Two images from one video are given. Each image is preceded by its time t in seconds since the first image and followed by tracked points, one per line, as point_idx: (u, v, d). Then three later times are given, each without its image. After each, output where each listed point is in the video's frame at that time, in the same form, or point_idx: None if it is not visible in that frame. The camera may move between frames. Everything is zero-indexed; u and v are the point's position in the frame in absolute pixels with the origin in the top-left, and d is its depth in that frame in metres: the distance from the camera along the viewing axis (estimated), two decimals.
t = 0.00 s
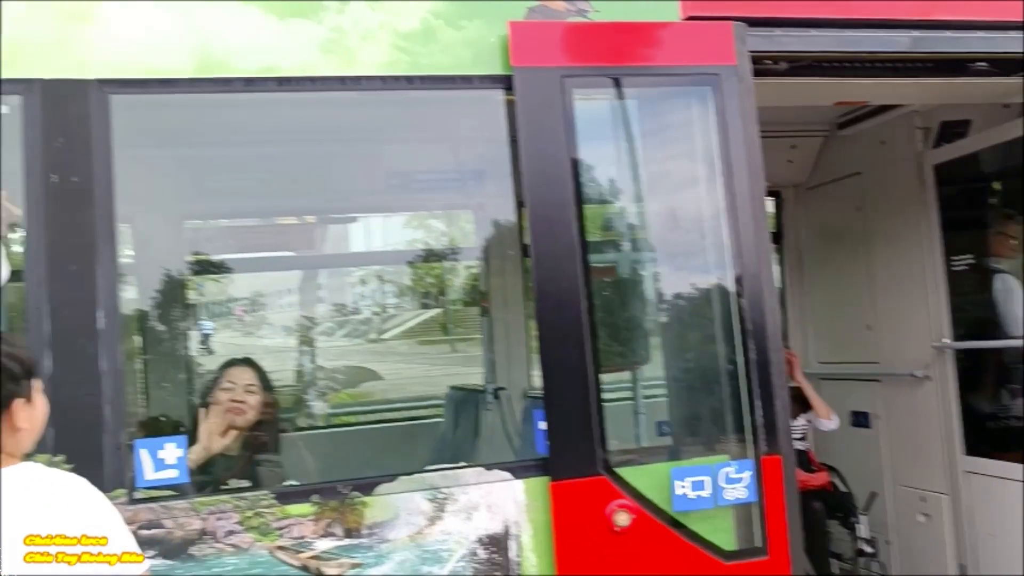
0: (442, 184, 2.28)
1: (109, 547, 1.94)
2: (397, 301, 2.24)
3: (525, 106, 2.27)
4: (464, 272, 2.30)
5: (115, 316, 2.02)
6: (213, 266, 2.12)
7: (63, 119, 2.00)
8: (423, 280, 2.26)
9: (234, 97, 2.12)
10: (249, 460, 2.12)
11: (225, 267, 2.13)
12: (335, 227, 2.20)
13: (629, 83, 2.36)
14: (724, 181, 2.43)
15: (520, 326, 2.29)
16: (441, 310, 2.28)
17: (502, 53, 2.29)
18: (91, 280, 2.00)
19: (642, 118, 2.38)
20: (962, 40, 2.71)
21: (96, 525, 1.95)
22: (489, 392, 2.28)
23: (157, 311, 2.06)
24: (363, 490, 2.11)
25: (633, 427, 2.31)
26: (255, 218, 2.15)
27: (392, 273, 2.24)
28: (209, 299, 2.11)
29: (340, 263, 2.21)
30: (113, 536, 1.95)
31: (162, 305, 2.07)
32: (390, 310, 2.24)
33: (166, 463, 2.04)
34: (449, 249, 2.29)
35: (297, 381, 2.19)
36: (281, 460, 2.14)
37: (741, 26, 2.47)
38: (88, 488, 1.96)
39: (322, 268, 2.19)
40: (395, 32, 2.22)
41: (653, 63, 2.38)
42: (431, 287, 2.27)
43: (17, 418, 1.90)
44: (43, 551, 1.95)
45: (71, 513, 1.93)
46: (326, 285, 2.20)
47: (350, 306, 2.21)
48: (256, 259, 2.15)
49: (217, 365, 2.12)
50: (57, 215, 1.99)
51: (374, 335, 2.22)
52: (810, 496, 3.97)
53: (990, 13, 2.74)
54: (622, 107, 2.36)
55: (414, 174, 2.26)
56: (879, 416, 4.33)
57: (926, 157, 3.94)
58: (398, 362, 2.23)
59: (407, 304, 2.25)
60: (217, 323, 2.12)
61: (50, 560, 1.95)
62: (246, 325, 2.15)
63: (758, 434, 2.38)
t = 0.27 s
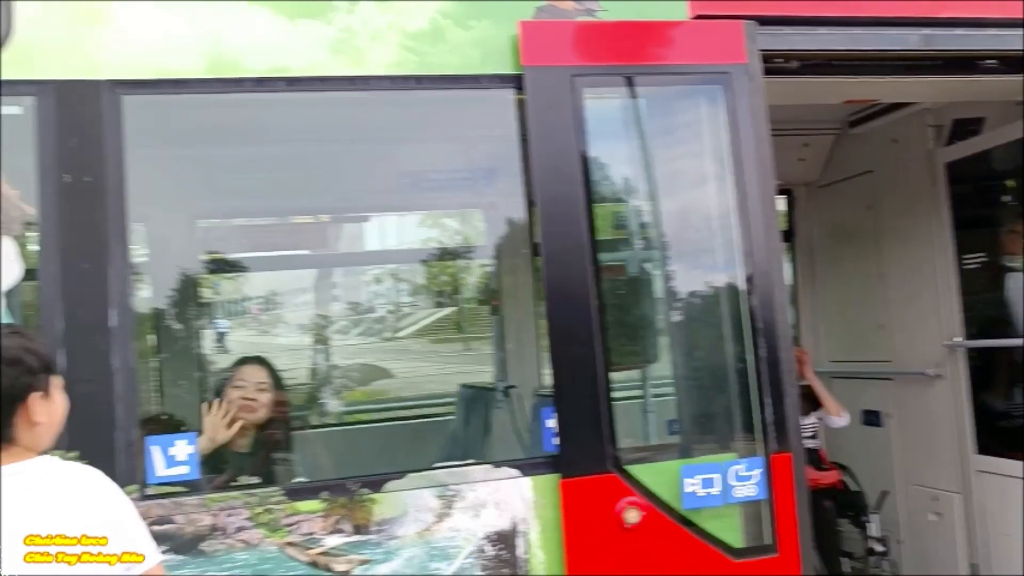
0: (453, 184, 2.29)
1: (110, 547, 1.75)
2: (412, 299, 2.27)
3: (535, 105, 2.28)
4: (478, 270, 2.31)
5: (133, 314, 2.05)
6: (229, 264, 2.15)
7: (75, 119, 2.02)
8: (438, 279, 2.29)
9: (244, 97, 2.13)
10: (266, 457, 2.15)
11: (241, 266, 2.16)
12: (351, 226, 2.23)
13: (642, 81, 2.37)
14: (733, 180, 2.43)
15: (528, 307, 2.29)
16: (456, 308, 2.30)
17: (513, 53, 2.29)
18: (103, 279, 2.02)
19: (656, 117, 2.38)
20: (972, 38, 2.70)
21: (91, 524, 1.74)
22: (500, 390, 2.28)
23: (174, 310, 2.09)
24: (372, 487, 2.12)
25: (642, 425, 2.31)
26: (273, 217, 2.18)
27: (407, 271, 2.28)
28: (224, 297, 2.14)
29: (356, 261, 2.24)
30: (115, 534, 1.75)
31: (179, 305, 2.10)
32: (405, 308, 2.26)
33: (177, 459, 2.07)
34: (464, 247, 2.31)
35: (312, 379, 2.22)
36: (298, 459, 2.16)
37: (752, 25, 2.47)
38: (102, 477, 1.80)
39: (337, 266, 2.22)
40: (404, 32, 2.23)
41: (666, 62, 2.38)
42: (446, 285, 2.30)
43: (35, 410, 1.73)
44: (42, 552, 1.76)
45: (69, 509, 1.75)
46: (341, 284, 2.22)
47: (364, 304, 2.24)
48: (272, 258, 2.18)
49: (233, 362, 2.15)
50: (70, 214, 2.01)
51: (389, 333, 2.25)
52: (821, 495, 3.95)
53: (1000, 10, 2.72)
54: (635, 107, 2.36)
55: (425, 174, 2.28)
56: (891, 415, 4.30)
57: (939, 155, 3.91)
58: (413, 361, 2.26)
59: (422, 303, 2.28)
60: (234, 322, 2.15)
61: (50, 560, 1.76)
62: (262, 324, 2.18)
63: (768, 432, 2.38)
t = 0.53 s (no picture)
0: (465, 182, 2.29)
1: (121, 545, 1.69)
2: (426, 297, 2.27)
3: (545, 104, 2.28)
4: (491, 269, 2.30)
5: (148, 313, 2.08)
6: (243, 262, 2.15)
7: (87, 119, 2.04)
8: (451, 277, 2.28)
9: (254, 97, 2.15)
10: (280, 455, 2.16)
11: (255, 265, 2.16)
12: (365, 225, 2.23)
13: (655, 80, 2.37)
14: (743, 178, 2.42)
15: (538, 314, 2.30)
16: (470, 306, 2.29)
17: (523, 53, 2.30)
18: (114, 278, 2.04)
19: (670, 116, 2.39)
20: (980, 36, 2.69)
21: (98, 522, 1.67)
22: (508, 388, 2.29)
23: (191, 309, 2.11)
24: (382, 483, 2.14)
25: (651, 423, 2.31)
26: (287, 216, 2.18)
27: (421, 270, 2.27)
28: (240, 296, 2.15)
29: (371, 259, 2.24)
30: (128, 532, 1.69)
31: (195, 300, 2.11)
32: (419, 307, 2.26)
33: (188, 456, 2.08)
34: (478, 246, 2.30)
35: (326, 377, 2.22)
36: (314, 457, 2.17)
37: (762, 24, 2.47)
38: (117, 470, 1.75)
39: (352, 264, 2.23)
40: (412, 32, 2.24)
41: (679, 62, 2.38)
42: (459, 283, 2.29)
43: (53, 403, 1.68)
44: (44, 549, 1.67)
45: (75, 506, 1.67)
46: (356, 282, 2.23)
47: (379, 303, 2.24)
48: (286, 256, 2.18)
49: (247, 360, 2.16)
50: (82, 213, 2.03)
51: (403, 332, 2.25)
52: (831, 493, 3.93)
53: (1008, 9, 2.72)
54: (648, 106, 2.37)
55: (435, 174, 2.28)
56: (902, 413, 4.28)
57: (950, 153, 3.89)
58: (427, 359, 2.27)
59: (436, 301, 2.27)
60: (250, 320, 2.16)
61: (49, 560, 1.67)
62: (277, 322, 2.18)
63: (778, 430, 2.38)
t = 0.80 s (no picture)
0: (475, 182, 2.31)
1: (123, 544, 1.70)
2: (440, 296, 2.29)
3: (555, 104, 2.29)
4: (504, 268, 2.32)
5: (161, 312, 2.10)
6: (259, 261, 2.19)
7: (99, 120, 2.07)
8: (464, 275, 2.30)
9: (264, 97, 2.17)
10: (293, 452, 2.18)
11: (271, 263, 2.20)
12: (381, 223, 2.27)
13: (667, 79, 2.38)
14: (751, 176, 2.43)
15: (550, 314, 2.31)
16: (483, 305, 2.31)
17: (534, 53, 2.31)
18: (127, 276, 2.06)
19: (680, 116, 2.39)
20: (990, 34, 2.67)
21: (98, 523, 1.68)
22: (518, 387, 2.30)
23: (207, 309, 2.14)
24: (390, 480, 2.15)
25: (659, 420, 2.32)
26: (302, 215, 2.22)
27: (435, 269, 2.30)
28: (256, 294, 2.19)
29: (387, 258, 2.28)
30: (131, 530, 1.70)
31: (211, 304, 2.15)
32: (432, 305, 2.29)
33: (199, 453, 2.09)
34: (489, 245, 2.32)
35: (342, 374, 2.27)
36: (330, 455, 2.19)
37: (772, 23, 2.47)
38: (131, 465, 1.77)
39: (366, 263, 2.27)
40: (421, 32, 2.25)
41: (691, 61, 2.39)
42: (472, 281, 2.31)
43: (75, 399, 1.70)
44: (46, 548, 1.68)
45: (75, 506, 1.69)
46: (371, 280, 2.27)
47: (393, 301, 2.27)
48: (302, 253, 2.22)
49: (258, 355, 2.19)
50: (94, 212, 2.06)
51: (417, 330, 2.28)
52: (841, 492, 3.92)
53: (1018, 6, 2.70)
54: (660, 105, 2.38)
55: (449, 172, 2.31)
56: (914, 412, 4.26)
57: (962, 150, 3.86)
58: (440, 358, 2.29)
59: (449, 300, 2.30)
60: (262, 319, 2.20)
61: (49, 560, 1.68)
62: (291, 320, 2.22)
63: (787, 427, 2.38)
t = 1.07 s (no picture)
0: (483, 181, 2.32)
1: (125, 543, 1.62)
2: (454, 294, 2.30)
3: (566, 103, 2.30)
4: (517, 266, 2.32)
5: (178, 309, 2.13)
6: (273, 259, 2.21)
7: (110, 120, 2.09)
8: (478, 274, 2.31)
9: (273, 97, 2.18)
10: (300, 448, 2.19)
11: (286, 261, 2.21)
12: (392, 221, 2.29)
13: (679, 78, 2.38)
14: (759, 174, 2.43)
15: (561, 310, 2.31)
16: (495, 303, 2.32)
17: (545, 50, 2.32)
18: (138, 274, 2.08)
19: (692, 116, 2.39)
20: (1000, 31, 2.65)
21: (98, 522, 1.61)
22: (528, 383, 2.32)
23: (221, 306, 2.17)
24: (398, 477, 2.16)
25: (665, 415, 2.32)
26: (315, 214, 2.24)
27: (448, 267, 2.31)
28: (271, 293, 2.22)
29: (401, 256, 2.29)
30: (136, 529, 1.63)
31: (225, 303, 2.17)
32: (446, 303, 2.30)
33: (209, 450, 2.11)
34: (502, 244, 2.32)
35: (356, 372, 2.28)
36: (346, 451, 2.22)
37: (782, 21, 2.46)
38: (146, 461, 1.71)
39: (379, 262, 2.28)
40: (430, 32, 2.26)
41: (702, 59, 2.39)
42: (486, 279, 2.32)
43: (96, 395, 1.67)
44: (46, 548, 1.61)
45: (77, 505, 1.62)
46: (386, 279, 2.27)
47: (407, 299, 2.28)
48: (318, 252, 2.23)
49: (271, 353, 2.22)
50: (106, 212, 2.08)
51: (431, 329, 2.29)
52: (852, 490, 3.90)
53: None
54: (670, 104, 2.38)
55: (460, 172, 2.33)
56: (926, 411, 4.23)
57: (975, 147, 3.84)
58: (450, 356, 2.31)
59: (465, 298, 2.31)
60: (278, 317, 2.22)
61: (50, 560, 1.61)
62: (305, 319, 2.24)
63: (798, 425, 2.37)
